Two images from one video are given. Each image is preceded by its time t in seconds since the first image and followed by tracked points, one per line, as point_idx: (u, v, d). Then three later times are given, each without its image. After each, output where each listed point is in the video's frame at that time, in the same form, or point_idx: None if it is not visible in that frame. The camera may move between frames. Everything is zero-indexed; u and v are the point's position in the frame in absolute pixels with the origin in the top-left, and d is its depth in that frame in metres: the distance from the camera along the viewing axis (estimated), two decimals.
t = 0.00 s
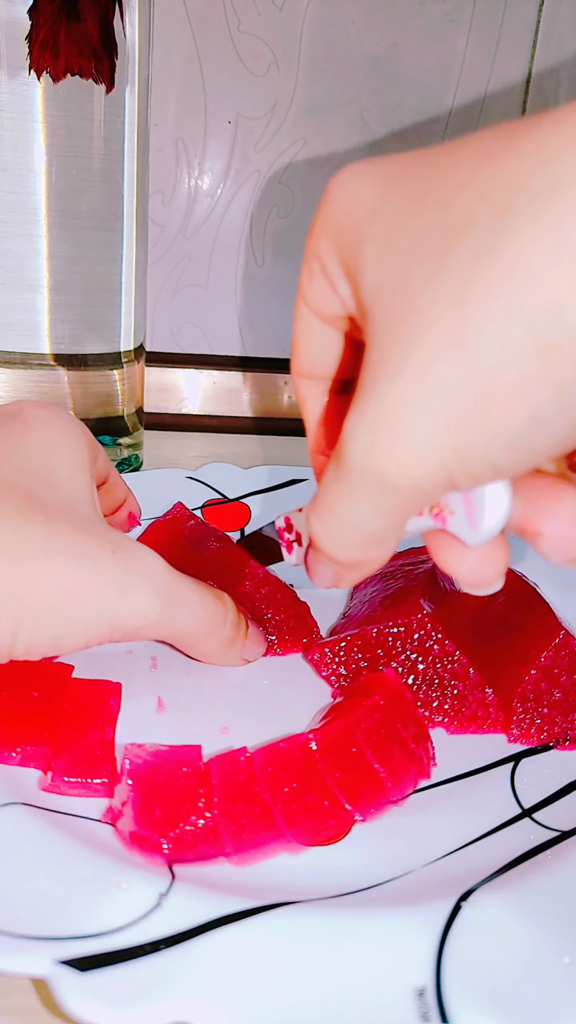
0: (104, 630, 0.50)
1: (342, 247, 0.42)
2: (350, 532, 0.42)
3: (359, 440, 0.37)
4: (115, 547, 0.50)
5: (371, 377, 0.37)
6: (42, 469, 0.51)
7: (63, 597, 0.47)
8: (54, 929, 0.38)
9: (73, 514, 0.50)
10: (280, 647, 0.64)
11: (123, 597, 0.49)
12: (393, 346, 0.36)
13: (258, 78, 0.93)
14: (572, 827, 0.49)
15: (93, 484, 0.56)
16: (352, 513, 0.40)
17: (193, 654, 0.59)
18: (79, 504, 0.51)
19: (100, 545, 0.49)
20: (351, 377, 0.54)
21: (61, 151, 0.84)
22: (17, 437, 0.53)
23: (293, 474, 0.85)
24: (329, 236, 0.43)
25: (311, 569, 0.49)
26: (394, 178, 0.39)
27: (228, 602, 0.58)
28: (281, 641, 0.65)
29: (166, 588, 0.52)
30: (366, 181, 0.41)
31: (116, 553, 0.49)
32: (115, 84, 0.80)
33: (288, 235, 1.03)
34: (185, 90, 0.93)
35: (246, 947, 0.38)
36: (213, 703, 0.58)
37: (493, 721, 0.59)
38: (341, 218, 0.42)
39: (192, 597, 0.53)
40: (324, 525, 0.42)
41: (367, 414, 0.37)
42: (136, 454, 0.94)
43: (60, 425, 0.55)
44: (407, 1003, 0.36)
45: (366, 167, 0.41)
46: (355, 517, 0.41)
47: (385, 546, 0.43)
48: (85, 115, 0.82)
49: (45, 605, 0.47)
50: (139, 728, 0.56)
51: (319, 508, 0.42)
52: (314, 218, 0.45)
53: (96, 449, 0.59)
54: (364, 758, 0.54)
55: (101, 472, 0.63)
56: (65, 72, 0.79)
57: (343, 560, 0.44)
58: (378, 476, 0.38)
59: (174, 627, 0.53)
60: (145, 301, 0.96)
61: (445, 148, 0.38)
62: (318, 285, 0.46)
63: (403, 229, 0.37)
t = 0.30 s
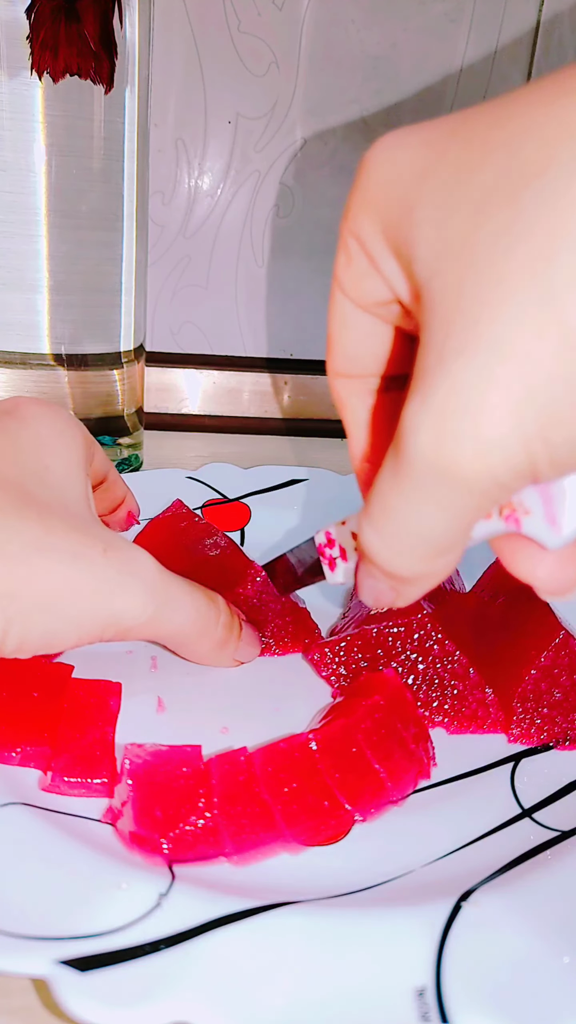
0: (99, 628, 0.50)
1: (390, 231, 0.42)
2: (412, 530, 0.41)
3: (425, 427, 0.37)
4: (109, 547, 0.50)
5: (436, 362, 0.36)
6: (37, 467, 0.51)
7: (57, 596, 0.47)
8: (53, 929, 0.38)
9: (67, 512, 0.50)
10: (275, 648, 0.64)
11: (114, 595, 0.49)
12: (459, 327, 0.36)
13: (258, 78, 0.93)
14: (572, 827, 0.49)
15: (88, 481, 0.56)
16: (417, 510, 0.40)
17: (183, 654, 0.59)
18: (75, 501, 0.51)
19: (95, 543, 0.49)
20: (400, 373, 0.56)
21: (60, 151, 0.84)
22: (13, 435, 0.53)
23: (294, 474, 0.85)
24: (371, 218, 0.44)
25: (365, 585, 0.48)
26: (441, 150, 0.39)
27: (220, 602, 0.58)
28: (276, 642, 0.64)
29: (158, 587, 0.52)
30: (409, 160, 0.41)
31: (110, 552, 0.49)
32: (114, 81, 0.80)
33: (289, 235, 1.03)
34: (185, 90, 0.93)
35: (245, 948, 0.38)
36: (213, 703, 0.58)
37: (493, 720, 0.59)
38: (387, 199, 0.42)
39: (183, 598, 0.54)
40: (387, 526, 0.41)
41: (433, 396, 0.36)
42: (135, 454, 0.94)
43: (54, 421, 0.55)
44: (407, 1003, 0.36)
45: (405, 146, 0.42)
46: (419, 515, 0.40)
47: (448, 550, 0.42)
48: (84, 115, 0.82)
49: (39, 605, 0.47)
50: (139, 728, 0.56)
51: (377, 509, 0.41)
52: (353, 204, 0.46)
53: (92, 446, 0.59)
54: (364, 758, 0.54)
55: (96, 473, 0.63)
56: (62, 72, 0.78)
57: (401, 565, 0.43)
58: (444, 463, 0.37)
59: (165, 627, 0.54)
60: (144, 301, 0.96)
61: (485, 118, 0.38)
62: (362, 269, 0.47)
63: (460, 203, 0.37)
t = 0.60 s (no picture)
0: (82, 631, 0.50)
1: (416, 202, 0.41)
2: (454, 537, 0.37)
3: (470, 412, 0.33)
4: (90, 547, 0.50)
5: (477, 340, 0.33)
6: (20, 468, 0.51)
7: (33, 598, 0.47)
8: (53, 929, 0.38)
9: (49, 512, 0.50)
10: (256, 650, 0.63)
11: (93, 599, 0.49)
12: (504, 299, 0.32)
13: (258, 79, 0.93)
14: (572, 827, 0.49)
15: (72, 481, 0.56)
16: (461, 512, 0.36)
17: (163, 655, 0.58)
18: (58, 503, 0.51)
19: (75, 545, 0.49)
20: (430, 367, 0.55)
21: (61, 152, 0.84)
22: None
23: (294, 475, 0.85)
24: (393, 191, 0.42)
25: (405, 602, 0.44)
26: (466, 101, 0.36)
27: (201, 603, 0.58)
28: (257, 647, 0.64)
29: (138, 590, 0.52)
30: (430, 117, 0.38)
31: (91, 552, 0.50)
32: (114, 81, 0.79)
33: (289, 235, 1.03)
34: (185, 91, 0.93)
35: (243, 949, 0.38)
36: (213, 703, 0.58)
37: (493, 721, 0.59)
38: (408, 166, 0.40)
39: (163, 600, 0.54)
40: (426, 533, 0.38)
41: (478, 376, 0.33)
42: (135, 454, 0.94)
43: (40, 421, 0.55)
44: (407, 1003, 0.36)
45: (425, 102, 0.39)
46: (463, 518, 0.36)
47: (497, 560, 0.38)
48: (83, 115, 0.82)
49: (17, 604, 0.46)
50: (138, 728, 0.56)
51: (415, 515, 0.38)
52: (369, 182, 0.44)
53: (80, 444, 0.59)
54: (364, 758, 0.54)
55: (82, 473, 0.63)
56: (62, 72, 0.79)
57: (445, 578, 0.39)
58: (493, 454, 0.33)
59: (145, 629, 0.53)
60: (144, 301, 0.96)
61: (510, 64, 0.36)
62: (389, 249, 0.45)
63: (496, 156, 0.34)
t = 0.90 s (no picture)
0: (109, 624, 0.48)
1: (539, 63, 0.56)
2: None
3: None
4: (117, 535, 0.46)
5: None
6: (66, 448, 0.49)
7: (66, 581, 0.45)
8: (53, 930, 0.38)
9: (85, 490, 0.47)
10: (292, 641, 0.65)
11: (118, 586, 0.46)
12: None
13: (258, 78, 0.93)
14: (572, 827, 0.49)
15: (118, 472, 0.54)
16: None
17: (197, 670, 0.54)
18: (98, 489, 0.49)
19: (113, 533, 0.46)
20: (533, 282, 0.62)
21: (61, 152, 0.84)
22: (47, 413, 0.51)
23: (294, 474, 0.85)
24: (509, 58, 0.57)
25: (497, 523, 0.42)
26: None
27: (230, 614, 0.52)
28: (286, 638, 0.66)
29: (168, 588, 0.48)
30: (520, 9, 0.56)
31: (117, 540, 0.46)
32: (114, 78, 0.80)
33: (289, 235, 1.03)
34: (185, 91, 0.93)
35: (243, 949, 0.38)
36: (213, 703, 0.58)
37: (493, 720, 0.59)
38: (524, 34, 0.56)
39: (194, 605, 0.50)
40: (545, 407, 0.36)
41: None
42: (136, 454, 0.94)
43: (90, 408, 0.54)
44: (406, 1003, 0.36)
45: None
46: None
47: None
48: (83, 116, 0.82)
49: (28, 572, 0.44)
50: (139, 728, 0.56)
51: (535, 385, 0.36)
52: (475, 74, 0.60)
53: (133, 433, 0.57)
54: (364, 758, 0.54)
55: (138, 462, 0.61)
56: (61, 77, 0.79)
57: (565, 470, 0.37)
58: None
59: (167, 629, 0.49)
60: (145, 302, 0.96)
61: None
62: (498, 128, 0.59)
63: None
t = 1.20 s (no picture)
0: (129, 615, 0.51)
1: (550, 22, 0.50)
2: (565, 347, 0.35)
3: None
4: (144, 537, 0.50)
5: None
6: (88, 450, 0.53)
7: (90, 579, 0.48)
8: (54, 930, 0.38)
9: (110, 496, 0.51)
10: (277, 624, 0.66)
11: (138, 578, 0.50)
12: None
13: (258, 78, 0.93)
14: (571, 826, 0.49)
15: (134, 470, 0.57)
16: None
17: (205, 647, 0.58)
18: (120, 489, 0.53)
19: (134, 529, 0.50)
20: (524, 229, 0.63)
21: (61, 152, 0.84)
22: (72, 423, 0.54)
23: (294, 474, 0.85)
24: (522, 9, 0.52)
25: (469, 455, 0.43)
26: None
27: (247, 600, 0.57)
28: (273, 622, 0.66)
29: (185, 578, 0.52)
30: None
31: (143, 542, 0.50)
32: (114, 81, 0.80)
33: (289, 235, 1.03)
34: (185, 91, 0.93)
35: (242, 949, 0.38)
36: (213, 703, 0.58)
37: (493, 720, 0.59)
38: None
39: (211, 589, 0.53)
40: (529, 351, 0.36)
41: None
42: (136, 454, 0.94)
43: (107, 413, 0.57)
44: (406, 1003, 0.36)
45: None
46: None
47: None
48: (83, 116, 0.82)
49: (68, 585, 0.48)
50: (139, 728, 0.56)
51: (522, 328, 0.36)
52: (486, 18, 0.55)
53: (148, 429, 0.61)
54: (363, 758, 0.54)
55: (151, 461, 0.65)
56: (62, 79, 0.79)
57: (541, 410, 0.38)
58: None
59: (189, 618, 0.53)
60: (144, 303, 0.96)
61: None
62: (502, 74, 0.55)
63: None
